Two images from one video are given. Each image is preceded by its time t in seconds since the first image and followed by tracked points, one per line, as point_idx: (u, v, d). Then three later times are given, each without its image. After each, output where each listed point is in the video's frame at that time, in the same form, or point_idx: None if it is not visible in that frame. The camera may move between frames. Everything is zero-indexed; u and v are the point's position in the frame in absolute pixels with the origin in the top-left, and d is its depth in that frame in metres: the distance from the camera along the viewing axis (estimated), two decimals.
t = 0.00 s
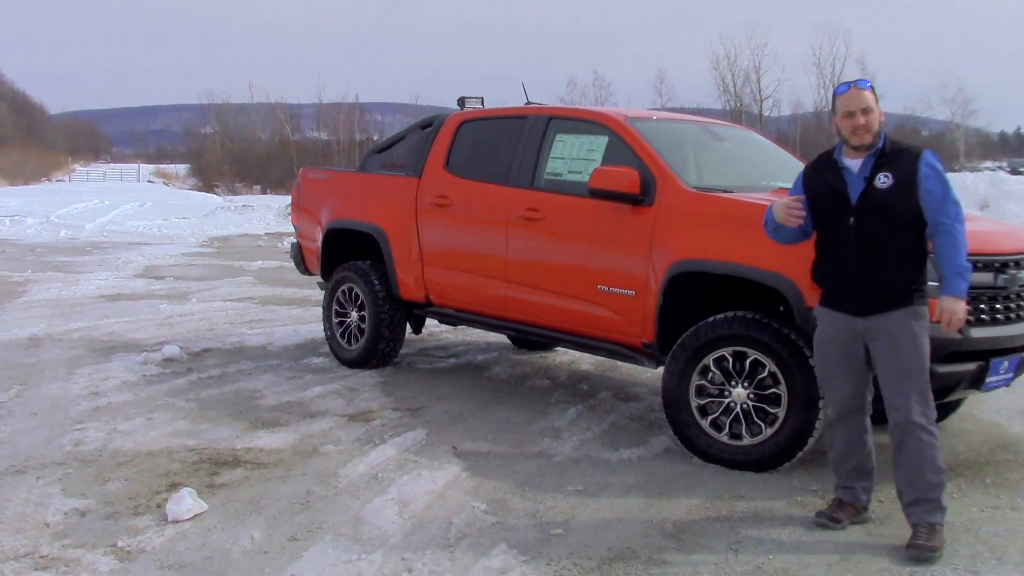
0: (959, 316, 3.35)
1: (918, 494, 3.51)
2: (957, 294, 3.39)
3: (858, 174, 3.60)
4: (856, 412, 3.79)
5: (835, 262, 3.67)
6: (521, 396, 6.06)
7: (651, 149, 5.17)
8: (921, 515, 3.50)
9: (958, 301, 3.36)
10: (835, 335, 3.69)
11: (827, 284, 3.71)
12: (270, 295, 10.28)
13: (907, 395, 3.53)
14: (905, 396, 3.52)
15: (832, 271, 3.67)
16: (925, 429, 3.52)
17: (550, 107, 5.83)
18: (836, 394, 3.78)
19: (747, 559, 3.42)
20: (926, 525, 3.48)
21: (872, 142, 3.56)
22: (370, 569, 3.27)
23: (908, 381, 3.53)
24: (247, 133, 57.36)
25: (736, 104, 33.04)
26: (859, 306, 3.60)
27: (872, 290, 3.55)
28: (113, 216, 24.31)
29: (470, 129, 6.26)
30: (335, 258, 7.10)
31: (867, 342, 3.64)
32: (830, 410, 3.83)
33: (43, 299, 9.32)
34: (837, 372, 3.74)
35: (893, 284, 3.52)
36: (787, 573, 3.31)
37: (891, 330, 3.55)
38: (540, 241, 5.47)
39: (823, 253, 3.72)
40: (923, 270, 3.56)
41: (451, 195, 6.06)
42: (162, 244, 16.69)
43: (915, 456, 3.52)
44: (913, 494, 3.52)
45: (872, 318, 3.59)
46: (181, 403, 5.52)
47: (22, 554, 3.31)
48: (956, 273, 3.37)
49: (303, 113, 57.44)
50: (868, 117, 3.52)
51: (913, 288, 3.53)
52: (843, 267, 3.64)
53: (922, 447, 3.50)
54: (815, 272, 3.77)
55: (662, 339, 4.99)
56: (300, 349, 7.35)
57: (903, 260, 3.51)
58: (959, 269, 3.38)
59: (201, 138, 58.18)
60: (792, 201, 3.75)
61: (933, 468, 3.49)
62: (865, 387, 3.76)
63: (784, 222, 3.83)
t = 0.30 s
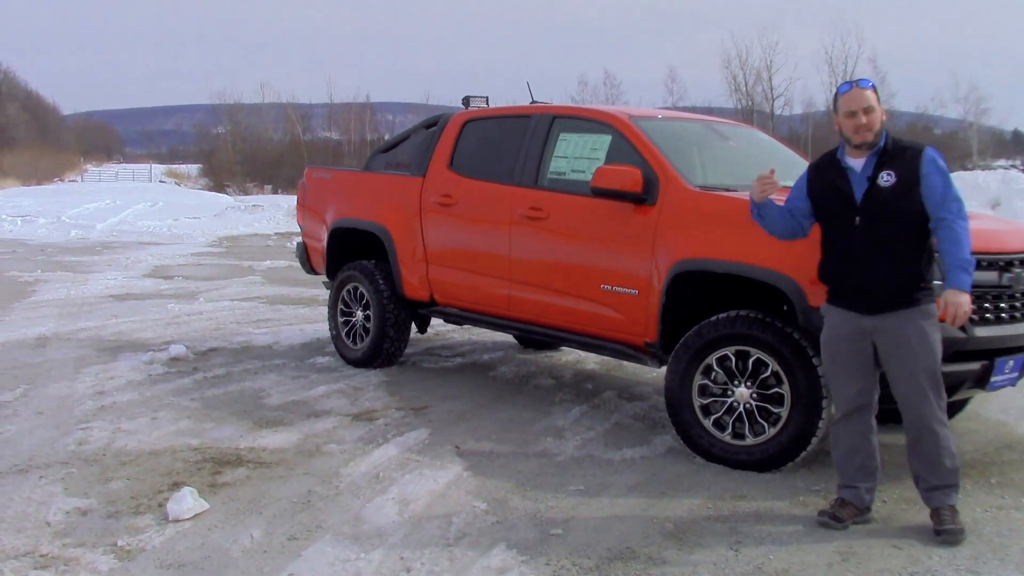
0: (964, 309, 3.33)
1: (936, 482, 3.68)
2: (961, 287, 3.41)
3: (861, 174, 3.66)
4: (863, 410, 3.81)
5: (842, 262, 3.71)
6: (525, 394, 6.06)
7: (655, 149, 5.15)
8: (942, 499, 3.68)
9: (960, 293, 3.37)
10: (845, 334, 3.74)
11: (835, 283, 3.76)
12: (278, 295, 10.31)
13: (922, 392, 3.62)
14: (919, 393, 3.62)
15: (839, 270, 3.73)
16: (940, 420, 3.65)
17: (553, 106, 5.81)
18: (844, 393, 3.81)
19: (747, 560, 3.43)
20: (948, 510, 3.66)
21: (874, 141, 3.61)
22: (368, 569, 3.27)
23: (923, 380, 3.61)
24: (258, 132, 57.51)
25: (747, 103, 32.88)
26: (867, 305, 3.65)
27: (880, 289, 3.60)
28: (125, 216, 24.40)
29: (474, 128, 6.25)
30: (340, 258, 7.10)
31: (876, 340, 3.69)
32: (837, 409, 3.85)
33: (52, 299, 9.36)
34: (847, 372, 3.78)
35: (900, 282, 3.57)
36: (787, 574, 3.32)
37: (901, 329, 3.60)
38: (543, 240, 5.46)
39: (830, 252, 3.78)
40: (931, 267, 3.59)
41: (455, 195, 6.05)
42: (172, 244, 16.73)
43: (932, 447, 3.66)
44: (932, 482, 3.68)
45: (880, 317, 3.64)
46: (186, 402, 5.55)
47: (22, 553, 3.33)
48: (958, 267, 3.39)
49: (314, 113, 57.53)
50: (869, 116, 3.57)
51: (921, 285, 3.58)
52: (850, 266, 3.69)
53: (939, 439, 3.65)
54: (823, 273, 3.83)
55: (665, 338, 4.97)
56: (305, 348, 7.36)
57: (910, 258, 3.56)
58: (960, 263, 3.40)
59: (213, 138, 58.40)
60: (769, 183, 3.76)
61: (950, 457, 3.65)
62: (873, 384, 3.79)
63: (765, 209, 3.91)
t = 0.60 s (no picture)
0: (959, 314, 3.37)
1: (941, 476, 3.75)
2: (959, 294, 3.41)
3: (886, 175, 3.63)
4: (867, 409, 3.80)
5: (861, 262, 3.68)
6: (526, 393, 6.05)
7: (654, 147, 5.13)
8: (951, 495, 3.75)
9: (959, 301, 3.38)
10: (854, 332, 3.74)
11: (848, 282, 3.74)
12: (282, 294, 10.34)
13: (932, 391, 3.65)
14: (930, 392, 3.65)
15: (856, 269, 3.69)
16: (947, 418, 3.70)
17: (553, 104, 5.80)
18: (850, 392, 3.79)
19: (742, 559, 3.42)
20: (954, 505, 3.74)
21: (900, 142, 3.60)
22: (362, 568, 3.27)
23: (935, 380, 3.64)
24: (267, 132, 57.62)
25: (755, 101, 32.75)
26: (880, 305, 3.64)
27: (900, 291, 3.58)
28: (133, 216, 24.48)
29: (475, 127, 6.24)
30: (342, 257, 7.10)
31: (886, 340, 3.69)
32: (842, 408, 3.83)
33: (57, 299, 9.40)
34: (854, 370, 3.77)
35: (919, 284, 3.56)
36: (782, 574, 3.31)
37: (913, 329, 3.61)
38: (544, 239, 5.44)
39: (846, 251, 3.75)
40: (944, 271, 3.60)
41: (456, 194, 6.03)
42: (178, 245, 16.77)
43: (939, 443, 3.72)
44: (937, 476, 3.75)
45: (892, 318, 3.63)
46: (187, 402, 5.57)
47: (18, 552, 3.34)
48: (963, 276, 3.39)
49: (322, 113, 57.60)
50: (898, 116, 3.57)
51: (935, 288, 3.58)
52: (869, 266, 3.65)
53: (947, 436, 3.70)
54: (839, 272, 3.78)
55: (664, 338, 4.96)
56: (307, 347, 7.37)
57: (930, 262, 3.55)
58: (965, 271, 3.39)
59: (221, 138, 58.57)
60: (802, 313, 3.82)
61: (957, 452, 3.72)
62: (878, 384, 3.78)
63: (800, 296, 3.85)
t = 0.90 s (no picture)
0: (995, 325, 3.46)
1: (935, 476, 3.78)
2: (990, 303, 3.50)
3: (912, 175, 3.61)
4: (874, 409, 3.76)
5: (882, 261, 3.66)
6: (523, 391, 6.07)
7: (649, 146, 5.13)
8: (940, 494, 3.78)
9: (993, 311, 3.47)
10: (870, 329, 3.71)
11: (868, 281, 3.71)
12: (282, 293, 10.37)
13: (942, 392, 3.66)
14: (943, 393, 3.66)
15: (877, 270, 3.67)
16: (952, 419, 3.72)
17: (549, 103, 5.80)
18: (858, 390, 3.76)
19: (731, 556, 3.43)
20: (944, 503, 3.76)
21: (925, 143, 3.60)
22: (351, 564, 3.28)
23: (948, 380, 3.65)
24: (271, 132, 57.71)
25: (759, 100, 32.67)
26: (901, 305, 3.62)
27: (921, 291, 3.58)
28: (137, 216, 24.55)
29: (471, 126, 6.24)
30: (340, 256, 7.11)
31: (903, 339, 3.67)
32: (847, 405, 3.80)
33: (58, 298, 9.44)
34: (867, 368, 3.74)
35: (941, 286, 3.56)
36: (770, 570, 3.32)
37: (932, 330, 3.61)
38: (541, 237, 5.43)
39: (868, 251, 3.72)
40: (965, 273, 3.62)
41: (453, 192, 6.02)
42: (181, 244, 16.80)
43: (939, 443, 3.75)
44: (932, 476, 3.78)
45: (912, 318, 3.62)
46: (183, 400, 5.60)
47: (9, 548, 3.36)
48: (993, 285, 3.46)
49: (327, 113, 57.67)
50: (925, 117, 3.56)
51: (956, 290, 3.59)
52: (891, 266, 3.63)
53: (949, 436, 3.72)
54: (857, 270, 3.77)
55: (658, 336, 4.96)
56: (305, 345, 7.39)
57: (953, 264, 3.56)
58: (993, 279, 3.46)
59: (227, 139, 58.69)
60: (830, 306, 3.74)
61: (955, 454, 3.75)
62: (888, 384, 3.75)
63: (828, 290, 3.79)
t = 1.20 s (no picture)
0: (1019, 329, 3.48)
1: (924, 475, 3.80)
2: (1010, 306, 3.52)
3: (919, 177, 3.62)
4: (871, 406, 3.77)
5: (887, 261, 3.66)
6: (516, 390, 6.09)
7: (640, 147, 5.14)
8: (927, 493, 3.79)
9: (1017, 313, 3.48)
10: (873, 327, 3.71)
11: (873, 281, 3.72)
12: (280, 293, 10.39)
13: (940, 391, 3.68)
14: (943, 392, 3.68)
15: (882, 270, 3.67)
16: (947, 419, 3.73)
17: (542, 103, 5.81)
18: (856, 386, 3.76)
19: (715, 555, 3.45)
20: (931, 501, 3.78)
21: (925, 146, 3.60)
22: (336, 562, 3.30)
23: (948, 380, 3.67)
24: (274, 132, 57.77)
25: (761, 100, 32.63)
26: (904, 305, 3.62)
27: (928, 292, 3.58)
28: (139, 216, 24.59)
29: (465, 126, 6.25)
30: (335, 256, 7.13)
31: (904, 337, 3.67)
32: (844, 401, 3.80)
33: (56, 298, 9.49)
34: (867, 366, 3.74)
35: (947, 286, 3.57)
36: (753, 569, 3.34)
37: (935, 330, 3.62)
38: (532, 237, 5.43)
39: (872, 251, 3.73)
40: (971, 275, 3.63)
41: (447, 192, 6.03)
42: (181, 244, 16.84)
43: (932, 441, 3.77)
44: (922, 475, 3.80)
45: (915, 318, 3.62)
46: (177, 399, 5.64)
47: None
48: (1013, 286, 3.48)
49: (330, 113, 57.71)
50: (925, 121, 3.55)
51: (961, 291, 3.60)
52: (897, 266, 3.63)
53: (943, 435, 3.74)
54: (863, 270, 3.76)
55: (648, 336, 4.98)
56: (301, 345, 7.42)
57: (961, 265, 3.56)
58: (1011, 281, 3.48)
59: (230, 138, 58.78)
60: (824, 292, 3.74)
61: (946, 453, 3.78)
62: (886, 383, 3.75)
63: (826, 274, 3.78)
